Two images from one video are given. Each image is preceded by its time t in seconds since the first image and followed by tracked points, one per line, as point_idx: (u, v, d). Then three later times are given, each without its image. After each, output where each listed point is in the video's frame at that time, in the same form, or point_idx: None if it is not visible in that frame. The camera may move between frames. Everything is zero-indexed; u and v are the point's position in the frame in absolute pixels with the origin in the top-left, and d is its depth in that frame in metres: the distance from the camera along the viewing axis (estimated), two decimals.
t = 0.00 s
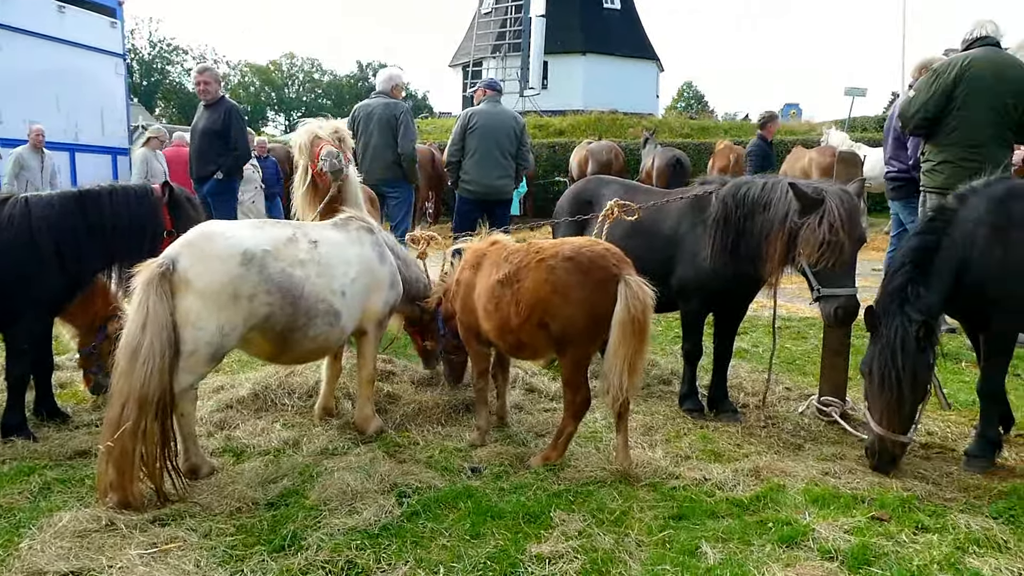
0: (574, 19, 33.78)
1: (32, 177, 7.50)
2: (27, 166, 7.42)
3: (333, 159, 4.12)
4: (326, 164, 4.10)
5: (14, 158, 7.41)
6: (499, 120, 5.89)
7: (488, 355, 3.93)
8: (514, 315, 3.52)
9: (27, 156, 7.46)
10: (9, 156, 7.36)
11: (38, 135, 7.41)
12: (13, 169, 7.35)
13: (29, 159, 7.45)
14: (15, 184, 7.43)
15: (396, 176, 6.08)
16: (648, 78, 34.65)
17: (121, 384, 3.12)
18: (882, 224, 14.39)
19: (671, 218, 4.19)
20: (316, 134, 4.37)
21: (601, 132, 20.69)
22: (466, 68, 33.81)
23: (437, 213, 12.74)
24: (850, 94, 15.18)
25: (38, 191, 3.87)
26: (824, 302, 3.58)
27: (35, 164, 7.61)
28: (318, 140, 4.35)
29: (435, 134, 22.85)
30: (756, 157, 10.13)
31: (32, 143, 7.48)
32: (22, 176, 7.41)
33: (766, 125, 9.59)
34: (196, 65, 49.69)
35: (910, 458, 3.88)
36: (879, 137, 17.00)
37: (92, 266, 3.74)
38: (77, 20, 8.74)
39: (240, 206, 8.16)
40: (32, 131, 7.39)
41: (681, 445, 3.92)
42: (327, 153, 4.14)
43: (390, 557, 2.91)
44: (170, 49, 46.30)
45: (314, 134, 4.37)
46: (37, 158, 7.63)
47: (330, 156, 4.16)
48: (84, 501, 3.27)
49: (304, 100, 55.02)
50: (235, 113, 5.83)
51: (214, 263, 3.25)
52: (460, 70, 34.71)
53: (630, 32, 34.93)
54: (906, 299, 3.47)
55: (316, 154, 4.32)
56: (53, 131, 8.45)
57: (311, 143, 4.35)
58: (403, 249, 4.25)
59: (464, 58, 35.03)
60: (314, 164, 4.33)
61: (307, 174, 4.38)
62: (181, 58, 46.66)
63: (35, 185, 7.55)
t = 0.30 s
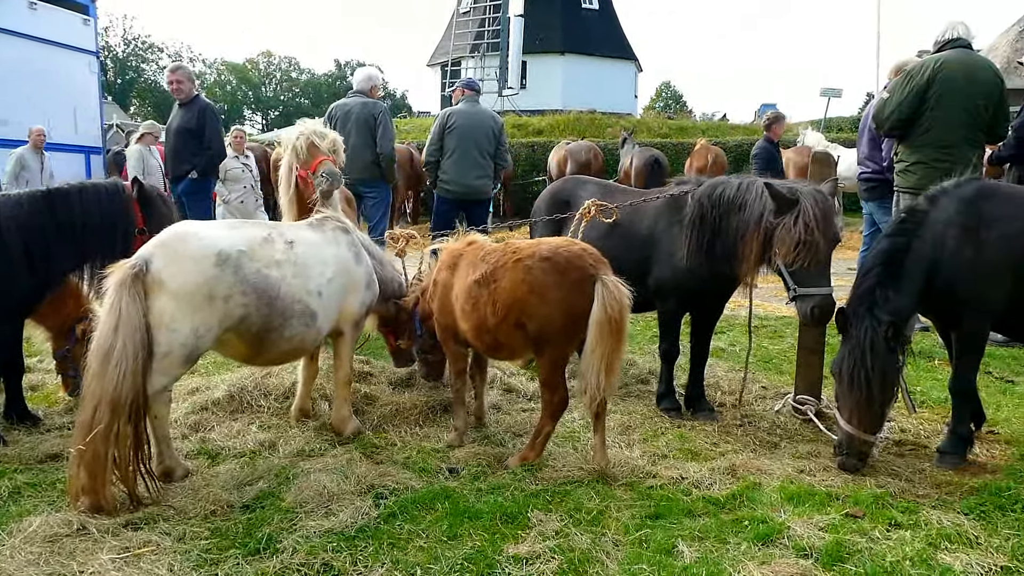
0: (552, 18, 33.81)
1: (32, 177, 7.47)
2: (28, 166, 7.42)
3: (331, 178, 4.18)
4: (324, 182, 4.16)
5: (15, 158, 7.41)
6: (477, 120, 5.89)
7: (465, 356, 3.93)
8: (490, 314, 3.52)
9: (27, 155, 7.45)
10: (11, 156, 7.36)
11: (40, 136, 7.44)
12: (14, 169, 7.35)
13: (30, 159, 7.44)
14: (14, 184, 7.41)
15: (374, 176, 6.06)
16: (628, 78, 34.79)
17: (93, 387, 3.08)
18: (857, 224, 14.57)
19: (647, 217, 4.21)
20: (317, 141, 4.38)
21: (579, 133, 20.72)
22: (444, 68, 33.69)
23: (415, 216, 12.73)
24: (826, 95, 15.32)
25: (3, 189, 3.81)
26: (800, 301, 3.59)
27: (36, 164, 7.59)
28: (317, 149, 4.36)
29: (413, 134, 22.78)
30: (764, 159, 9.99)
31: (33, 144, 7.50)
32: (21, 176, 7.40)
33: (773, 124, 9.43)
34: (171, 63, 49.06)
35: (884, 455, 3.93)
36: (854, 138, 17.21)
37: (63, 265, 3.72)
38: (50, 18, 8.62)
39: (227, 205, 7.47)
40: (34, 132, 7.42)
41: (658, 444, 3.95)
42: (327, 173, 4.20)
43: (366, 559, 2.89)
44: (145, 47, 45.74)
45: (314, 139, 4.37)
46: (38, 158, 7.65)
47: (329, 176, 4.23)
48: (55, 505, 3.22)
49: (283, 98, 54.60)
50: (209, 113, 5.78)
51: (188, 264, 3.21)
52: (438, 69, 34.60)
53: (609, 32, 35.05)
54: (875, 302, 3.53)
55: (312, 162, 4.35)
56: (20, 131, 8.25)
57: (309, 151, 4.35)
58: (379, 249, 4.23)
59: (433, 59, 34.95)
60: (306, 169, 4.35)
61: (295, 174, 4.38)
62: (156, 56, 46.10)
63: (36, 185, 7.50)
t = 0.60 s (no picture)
0: (531, 19, 33.86)
1: (29, 175, 7.72)
2: (26, 162, 7.69)
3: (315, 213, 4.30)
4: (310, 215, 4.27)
5: (13, 155, 7.67)
6: (455, 121, 5.88)
7: (442, 356, 3.94)
8: (467, 314, 3.53)
9: (24, 153, 7.72)
10: (9, 153, 7.63)
11: (37, 132, 7.70)
12: (12, 165, 7.62)
13: (27, 156, 7.72)
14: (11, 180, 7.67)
15: (352, 176, 6.05)
16: (608, 78, 34.93)
17: (66, 392, 3.05)
18: (833, 223, 14.74)
19: (624, 218, 4.24)
20: (306, 165, 4.32)
21: (557, 133, 20.77)
22: (423, 68, 33.60)
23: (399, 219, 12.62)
24: (802, 96, 15.47)
25: None
26: (774, 298, 3.59)
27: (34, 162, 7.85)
28: (304, 172, 4.32)
29: (392, 134, 22.72)
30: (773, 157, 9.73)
31: (31, 142, 7.78)
32: (19, 173, 7.64)
33: (780, 122, 9.28)
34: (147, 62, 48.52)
35: (857, 452, 3.98)
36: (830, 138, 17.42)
37: (33, 264, 3.71)
38: (23, 17, 8.53)
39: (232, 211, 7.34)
40: (32, 129, 7.70)
41: (635, 443, 3.97)
42: (314, 207, 4.28)
43: (343, 560, 2.88)
44: (119, 46, 45.22)
45: (303, 162, 4.30)
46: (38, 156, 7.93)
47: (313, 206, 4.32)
48: (26, 511, 3.18)
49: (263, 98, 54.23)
50: (181, 114, 5.74)
51: (163, 265, 3.17)
52: (418, 70, 34.50)
53: (589, 32, 35.18)
54: (845, 301, 3.58)
55: (297, 186, 4.31)
56: None
57: (295, 171, 4.30)
58: (354, 250, 4.24)
59: (413, 60, 34.86)
60: (289, 190, 4.31)
61: (276, 186, 4.31)
62: (131, 55, 45.61)
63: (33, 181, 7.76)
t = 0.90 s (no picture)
0: (515, 18, 33.85)
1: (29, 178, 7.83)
2: (25, 165, 7.79)
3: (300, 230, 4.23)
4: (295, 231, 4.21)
5: (12, 159, 7.74)
6: (438, 120, 5.89)
7: (424, 356, 3.93)
8: (449, 313, 3.53)
9: (21, 156, 7.78)
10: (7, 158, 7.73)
11: (33, 135, 7.75)
12: (10, 170, 7.72)
13: (25, 161, 7.80)
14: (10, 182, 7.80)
15: (335, 176, 6.04)
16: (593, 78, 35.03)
17: (44, 394, 3.01)
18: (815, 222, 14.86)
19: (607, 217, 4.26)
20: (295, 178, 4.24)
21: (540, 132, 20.79)
22: (406, 67, 33.51)
23: (383, 214, 12.89)
24: (784, 96, 15.56)
25: None
26: (754, 296, 3.61)
27: (34, 163, 7.92)
28: (292, 186, 4.24)
29: (374, 133, 22.68)
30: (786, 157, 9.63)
31: (28, 144, 7.84)
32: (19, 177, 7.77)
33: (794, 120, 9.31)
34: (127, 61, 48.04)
35: (838, 449, 4.02)
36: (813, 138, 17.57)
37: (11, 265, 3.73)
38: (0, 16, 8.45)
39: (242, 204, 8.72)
40: (27, 131, 7.79)
41: (618, 441, 3.99)
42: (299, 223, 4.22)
43: (326, 561, 2.87)
44: (99, 45, 44.76)
45: (293, 176, 4.21)
46: (36, 158, 8.00)
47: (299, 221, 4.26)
48: (3, 514, 3.15)
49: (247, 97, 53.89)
50: (158, 111, 5.71)
51: (143, 265, 3.14)
52: (401, 69, 34.40)
53: (573, 32, 35.26)
54: (822, 297, 3.61)
55: (284, 199, 4.22)
56: None
57: (284, 184, 4.21)
58: (336, 249, 4.23)
59: (397, 59, 34.74)
60: (276, 202, 4.21)
61: (263, 196, 4.20)
62: (110, 54, 45.17)
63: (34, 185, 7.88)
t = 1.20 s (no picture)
0: (501, 17, 33.82)
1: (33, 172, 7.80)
2: (26, 160, 7.74)
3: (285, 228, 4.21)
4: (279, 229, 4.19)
5: (14, 152, 7.71)
6: (422, 118, 5.88)
7: (406, 355, 3.93)
8: (431, 313, 3.53)
9: (22, 150, 7.74)
10: (8, 152, 7.69)
11: (37, 130, 7.71)
12: (13, 164, 7.69)
13: (26, 155, 7.76)
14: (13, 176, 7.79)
15: (319, 174, 6.00)
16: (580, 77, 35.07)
17: (20, 394, 2.98)
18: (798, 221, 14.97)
19: (590, 216, 4.27)
20: (282, 177, 4.23)
21: (526, 132, 20.79)
22: (391, 66, 33.38)
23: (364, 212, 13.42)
24: (768, 96, 15.64)
25: None
26: (738, 295, 3.63)
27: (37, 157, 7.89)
28: (278, 184, 4.23)
29: (358, 131, 22.60)
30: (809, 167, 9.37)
31: (31, 138, 7.80)
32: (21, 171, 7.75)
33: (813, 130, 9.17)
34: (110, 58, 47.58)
35: (819, 447, 4.04)
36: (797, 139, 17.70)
37: None
38: None
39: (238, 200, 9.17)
40: (28, 126, 7.75)
41: (601, 440, 4.00)
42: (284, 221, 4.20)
43: (307, 561, 2.86)
44: (81, 41, 44.31)
45: (280, 174, 4.21)
46: (39, 152, 7.97)
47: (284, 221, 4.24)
48: None
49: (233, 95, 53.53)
50: (136, 106, 5.66)
51: (122, 264, 3.11)
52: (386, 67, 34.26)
53: (559, 31, 35.29)
54: (801, 295, 3.64)
55: (270, 197, 4.21)
56: None
57: (270, 183, 4.20)
58: (319, 249, 4.22)
59: (382, 57, 34.61)
60: (262, 200, 4.19)
61: (249, 194, 4.18)
62: (91, 51, 44.75)
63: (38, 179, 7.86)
